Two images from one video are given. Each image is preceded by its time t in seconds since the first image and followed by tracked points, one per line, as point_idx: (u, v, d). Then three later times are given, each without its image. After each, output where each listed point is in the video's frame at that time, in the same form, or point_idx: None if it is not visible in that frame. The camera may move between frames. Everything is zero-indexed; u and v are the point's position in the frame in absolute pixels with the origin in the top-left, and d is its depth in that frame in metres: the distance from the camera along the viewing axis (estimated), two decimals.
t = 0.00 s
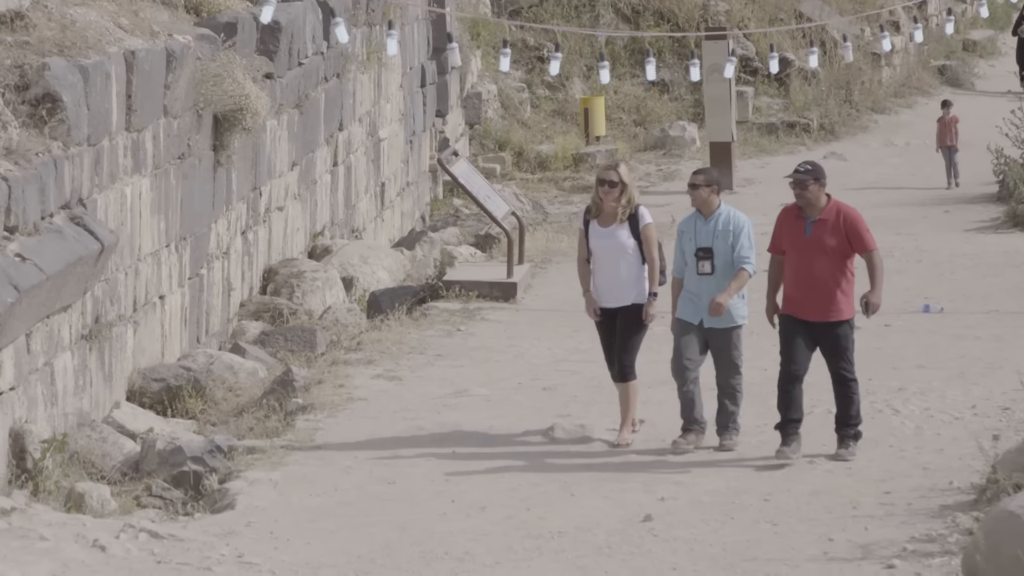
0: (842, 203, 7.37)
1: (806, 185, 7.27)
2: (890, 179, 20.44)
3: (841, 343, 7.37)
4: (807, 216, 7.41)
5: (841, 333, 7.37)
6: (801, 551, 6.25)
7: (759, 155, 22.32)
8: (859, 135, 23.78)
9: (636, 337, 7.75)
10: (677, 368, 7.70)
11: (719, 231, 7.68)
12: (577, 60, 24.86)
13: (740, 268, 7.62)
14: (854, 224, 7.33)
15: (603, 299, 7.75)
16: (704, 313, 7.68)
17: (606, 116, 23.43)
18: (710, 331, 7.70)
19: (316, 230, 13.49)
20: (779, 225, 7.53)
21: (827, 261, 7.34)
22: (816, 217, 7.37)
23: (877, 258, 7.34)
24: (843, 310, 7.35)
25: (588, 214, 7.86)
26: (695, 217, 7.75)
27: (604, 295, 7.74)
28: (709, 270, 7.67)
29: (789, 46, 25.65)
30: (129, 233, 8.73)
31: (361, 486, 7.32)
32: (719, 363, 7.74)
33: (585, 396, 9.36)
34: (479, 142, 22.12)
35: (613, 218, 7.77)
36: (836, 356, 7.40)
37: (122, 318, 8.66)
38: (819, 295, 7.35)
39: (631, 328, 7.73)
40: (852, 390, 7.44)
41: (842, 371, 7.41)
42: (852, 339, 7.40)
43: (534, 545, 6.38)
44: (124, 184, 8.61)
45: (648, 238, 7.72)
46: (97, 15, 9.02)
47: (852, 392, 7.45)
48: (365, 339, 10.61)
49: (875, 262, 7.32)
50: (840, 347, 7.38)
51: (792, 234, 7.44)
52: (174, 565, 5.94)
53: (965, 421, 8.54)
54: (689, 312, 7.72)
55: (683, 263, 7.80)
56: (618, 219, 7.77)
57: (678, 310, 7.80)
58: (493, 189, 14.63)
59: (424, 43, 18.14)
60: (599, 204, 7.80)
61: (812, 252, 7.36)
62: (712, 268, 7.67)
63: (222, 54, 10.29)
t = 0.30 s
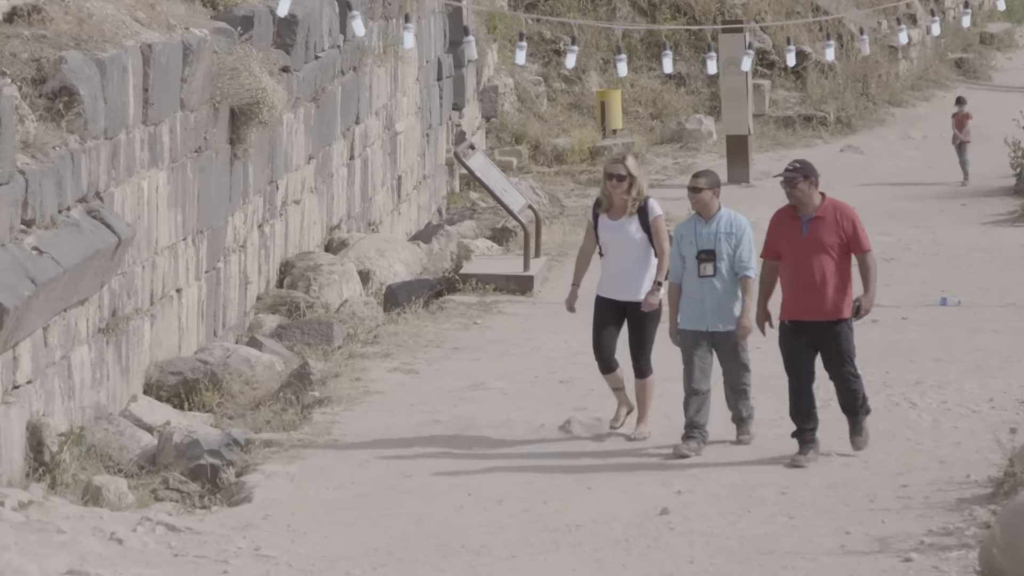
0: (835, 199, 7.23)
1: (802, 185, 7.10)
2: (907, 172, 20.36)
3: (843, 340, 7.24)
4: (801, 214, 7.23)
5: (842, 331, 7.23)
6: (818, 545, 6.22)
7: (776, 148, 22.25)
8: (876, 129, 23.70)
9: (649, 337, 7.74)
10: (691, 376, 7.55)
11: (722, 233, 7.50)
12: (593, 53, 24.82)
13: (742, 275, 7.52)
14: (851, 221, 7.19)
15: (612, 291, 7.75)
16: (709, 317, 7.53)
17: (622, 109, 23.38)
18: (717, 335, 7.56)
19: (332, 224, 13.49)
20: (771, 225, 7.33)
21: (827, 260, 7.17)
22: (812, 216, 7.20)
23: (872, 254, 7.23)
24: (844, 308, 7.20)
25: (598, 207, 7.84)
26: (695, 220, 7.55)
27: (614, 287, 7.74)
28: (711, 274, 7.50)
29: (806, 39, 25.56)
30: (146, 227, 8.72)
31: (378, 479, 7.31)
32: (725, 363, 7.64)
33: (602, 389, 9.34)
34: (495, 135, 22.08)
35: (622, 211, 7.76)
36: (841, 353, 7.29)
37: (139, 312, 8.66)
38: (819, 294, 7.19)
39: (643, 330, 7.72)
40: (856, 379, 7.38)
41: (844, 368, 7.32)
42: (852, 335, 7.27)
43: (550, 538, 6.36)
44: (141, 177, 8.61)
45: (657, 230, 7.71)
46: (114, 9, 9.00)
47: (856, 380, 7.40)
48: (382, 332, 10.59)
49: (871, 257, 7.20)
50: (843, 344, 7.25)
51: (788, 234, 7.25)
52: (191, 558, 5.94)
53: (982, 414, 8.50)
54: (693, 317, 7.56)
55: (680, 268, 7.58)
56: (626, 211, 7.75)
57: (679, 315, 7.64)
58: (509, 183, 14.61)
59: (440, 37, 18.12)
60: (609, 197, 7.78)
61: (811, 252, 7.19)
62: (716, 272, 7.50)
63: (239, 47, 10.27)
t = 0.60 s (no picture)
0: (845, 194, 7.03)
1: (815, 178, 6.90)
2: (928, 163, 20.28)
3: (854, 338, 6.99)
4: (811, 209, 7.01)
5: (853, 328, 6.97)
6: (838, 536, 6.19)
7: (795, 140, 22.17)
8: (896, 120, 23.60)
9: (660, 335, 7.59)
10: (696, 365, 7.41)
11: (727, 224, 7.33)
12: (613, 45, 24.78)
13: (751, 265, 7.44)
14: (862, 217, 7.00)
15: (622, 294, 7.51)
16: (709, 308, 7.31)
17: (641, 101, 23.32)
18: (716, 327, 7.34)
19: (352, 216, 13.49)
20: (778, 219, 7.09)
21: (839, 254, 6.96)
22: (823, 210, 6.99)
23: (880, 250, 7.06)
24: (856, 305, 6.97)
25: (602, 210, 7.64)
26: (697, 210, 7.35)
27: (624, 288, 7.50)
28: (713, 263, 7.29)
29: (825, 31, 25.47)
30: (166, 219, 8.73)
31: (397, 471, 7.30)
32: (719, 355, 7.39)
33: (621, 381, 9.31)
34: (515, 127, 22.05)
35: (630, 212, 7.57)
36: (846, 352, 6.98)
37: (159, 303, 8.67)
38: (831, 290, 6.95)
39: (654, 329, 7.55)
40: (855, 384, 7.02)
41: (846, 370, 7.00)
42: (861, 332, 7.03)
43: (570, 530, 6.34)
44: (161, 169, 8.61)
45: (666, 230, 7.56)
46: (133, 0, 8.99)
47: (856, 386, 7.04)
48: (401, 324, 10.58)
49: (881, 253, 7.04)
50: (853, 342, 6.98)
51: (798, 228, 7.02)
52: (211, 550, 5.94)
53: (1002, 406, 8.46)
54: (692, 309, 7.34)
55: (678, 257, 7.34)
56: (634, 211, 7.57)
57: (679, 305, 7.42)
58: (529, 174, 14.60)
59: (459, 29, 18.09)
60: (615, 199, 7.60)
61: (822, 246, 6.97)
62: (718, 263, 7.30)
63: (259, 39, 10.26)
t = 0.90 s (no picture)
0: (868, 198, 6.89)
1: (837, 179, 6.79)
2: (951, 157, 20.19)
3: (869, 342, 6.85)
4: (831, 211, 6.89)
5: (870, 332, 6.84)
6: (861, 530, 6.16)
7: (818, 134, 22.08)
8: (919, 114, 23.49)
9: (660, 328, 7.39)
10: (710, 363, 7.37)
11: (740, 228, 7.23)
12: (635, 38, 24.74)
13: (762, 271, 7.33)
14: (883, 222, 6.85)
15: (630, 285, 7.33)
16: (719, 311, 7.18)
17: (664, 94, 23.25)
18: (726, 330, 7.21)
19: (374, 210, 13.48)
20: (798, 219, 6.98)
21: (856, 258, 6.82)
22: (843, 213, 6.86)
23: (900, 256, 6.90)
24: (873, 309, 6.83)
25: (606, 204, 7.50)
26: (710, 213, 7.26)
27: (632, 280, 7.32)
28: (724, 267, 7.18)
29: (848, 24, 25.37)
30: (189, 212, 8.74)
31: (420, 465, 7.30)
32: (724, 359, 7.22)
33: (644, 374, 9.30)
34: (537, 121, 22.01)
35: (634, 205, 7.44)
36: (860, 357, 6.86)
37: (182, 297, 8.68)
38: (847, 293, 6.82)
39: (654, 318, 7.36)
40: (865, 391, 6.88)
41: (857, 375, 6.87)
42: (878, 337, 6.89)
43: (593, 524, 6.32)
44: (183, 163, 8.62)
45: (673, 223, 7.48)
46: None
47: (867, 393, 6.90)
48: (424, 318, 10.58)
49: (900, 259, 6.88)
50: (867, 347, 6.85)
51: (816, 229, 6.90)
52: (234, 544, 5.93)
53: None
54: (703, 312, 7.23)
55: (690, 259, 7.26)
56: (639, 205, 7.44)
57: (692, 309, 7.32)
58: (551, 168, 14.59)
59: (481, 23, 18.07)
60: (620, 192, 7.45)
61: (839, 249, 6.84)
62: (730, 267, 7.18)
63: (281, 33, 10.27)
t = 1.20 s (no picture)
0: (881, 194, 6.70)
1: (845, 175, 6.66)
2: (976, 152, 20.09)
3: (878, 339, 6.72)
4: (843, 206, 6.76)
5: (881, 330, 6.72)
6: (885, 526, 6.13)
7: (841, 129, 21.99)
8: (943, 109, 23.37)
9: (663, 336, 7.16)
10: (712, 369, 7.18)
11: (760, 223, 7.04)
12: (658, 34, 24.70)
13: (782, 268, 7.12)
14: (892, 219, 6.65)
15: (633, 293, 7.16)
16: (740, 309, 7.00)
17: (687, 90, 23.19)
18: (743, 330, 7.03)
19: (398, 206, 13.48)
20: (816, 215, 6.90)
21: (864, 255, 6.69)
22: (853, 209, 6.73)
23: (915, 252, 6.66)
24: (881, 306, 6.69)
25: (614, 209, 7.28)
26: (730, 209, 7.07)
27: (636, 288, 7.14)
28: (746, 263, 7.01)
29: (872, 20, 25.27)
30: (213, 209, 8.74)
31: (443, 460, 7.29)
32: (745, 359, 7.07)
33: (667, 370, 9.27)
34: (561, 117, 21.97)
35: (642, 211, 7.21)
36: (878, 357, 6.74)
37: (205, 293, 8.69)
38: (854, 290, 6.71)
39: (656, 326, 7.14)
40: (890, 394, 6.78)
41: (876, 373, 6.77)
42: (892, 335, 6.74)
43: (616, 520, 6.30)
44: (207, 159, 8.62)
45: (680, 232, 7.18)
46: None
47: (891, 393, 6.80)
48: (447, 314, 10.57)
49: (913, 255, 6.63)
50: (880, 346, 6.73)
51: (827, 225, 6.79)
52: (258, 540, 5.93)
53: None
54: (722, 310, 7.04)
55: (710, 257, 7.08)
56: (647, 211, 7.20)
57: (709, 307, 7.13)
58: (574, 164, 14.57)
59: (505, 19, 18.06)
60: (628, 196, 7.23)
61: (848, 245, 6.73)
62: (751, 263, 7.01)
63: (305, 30, 10.28)
